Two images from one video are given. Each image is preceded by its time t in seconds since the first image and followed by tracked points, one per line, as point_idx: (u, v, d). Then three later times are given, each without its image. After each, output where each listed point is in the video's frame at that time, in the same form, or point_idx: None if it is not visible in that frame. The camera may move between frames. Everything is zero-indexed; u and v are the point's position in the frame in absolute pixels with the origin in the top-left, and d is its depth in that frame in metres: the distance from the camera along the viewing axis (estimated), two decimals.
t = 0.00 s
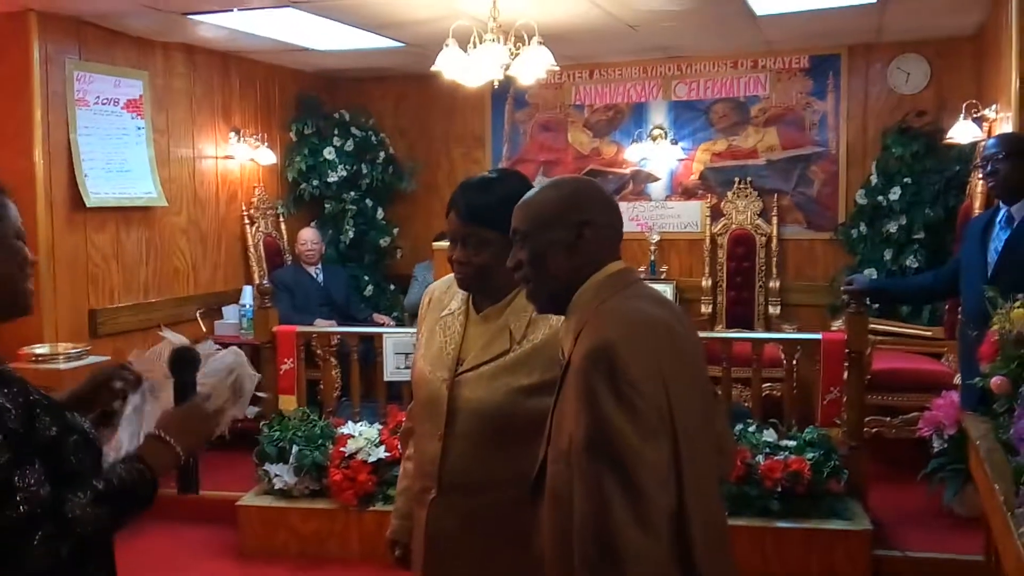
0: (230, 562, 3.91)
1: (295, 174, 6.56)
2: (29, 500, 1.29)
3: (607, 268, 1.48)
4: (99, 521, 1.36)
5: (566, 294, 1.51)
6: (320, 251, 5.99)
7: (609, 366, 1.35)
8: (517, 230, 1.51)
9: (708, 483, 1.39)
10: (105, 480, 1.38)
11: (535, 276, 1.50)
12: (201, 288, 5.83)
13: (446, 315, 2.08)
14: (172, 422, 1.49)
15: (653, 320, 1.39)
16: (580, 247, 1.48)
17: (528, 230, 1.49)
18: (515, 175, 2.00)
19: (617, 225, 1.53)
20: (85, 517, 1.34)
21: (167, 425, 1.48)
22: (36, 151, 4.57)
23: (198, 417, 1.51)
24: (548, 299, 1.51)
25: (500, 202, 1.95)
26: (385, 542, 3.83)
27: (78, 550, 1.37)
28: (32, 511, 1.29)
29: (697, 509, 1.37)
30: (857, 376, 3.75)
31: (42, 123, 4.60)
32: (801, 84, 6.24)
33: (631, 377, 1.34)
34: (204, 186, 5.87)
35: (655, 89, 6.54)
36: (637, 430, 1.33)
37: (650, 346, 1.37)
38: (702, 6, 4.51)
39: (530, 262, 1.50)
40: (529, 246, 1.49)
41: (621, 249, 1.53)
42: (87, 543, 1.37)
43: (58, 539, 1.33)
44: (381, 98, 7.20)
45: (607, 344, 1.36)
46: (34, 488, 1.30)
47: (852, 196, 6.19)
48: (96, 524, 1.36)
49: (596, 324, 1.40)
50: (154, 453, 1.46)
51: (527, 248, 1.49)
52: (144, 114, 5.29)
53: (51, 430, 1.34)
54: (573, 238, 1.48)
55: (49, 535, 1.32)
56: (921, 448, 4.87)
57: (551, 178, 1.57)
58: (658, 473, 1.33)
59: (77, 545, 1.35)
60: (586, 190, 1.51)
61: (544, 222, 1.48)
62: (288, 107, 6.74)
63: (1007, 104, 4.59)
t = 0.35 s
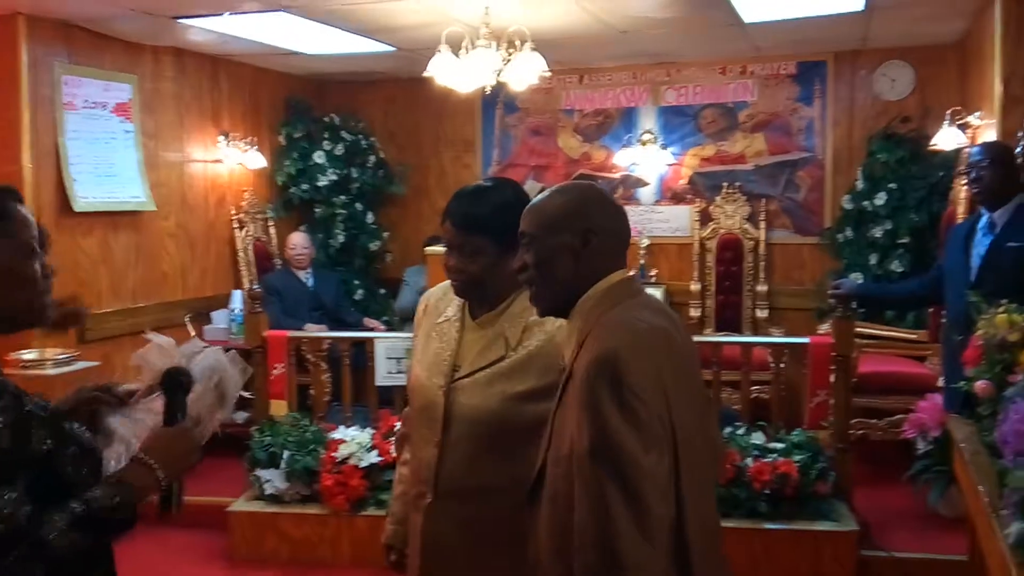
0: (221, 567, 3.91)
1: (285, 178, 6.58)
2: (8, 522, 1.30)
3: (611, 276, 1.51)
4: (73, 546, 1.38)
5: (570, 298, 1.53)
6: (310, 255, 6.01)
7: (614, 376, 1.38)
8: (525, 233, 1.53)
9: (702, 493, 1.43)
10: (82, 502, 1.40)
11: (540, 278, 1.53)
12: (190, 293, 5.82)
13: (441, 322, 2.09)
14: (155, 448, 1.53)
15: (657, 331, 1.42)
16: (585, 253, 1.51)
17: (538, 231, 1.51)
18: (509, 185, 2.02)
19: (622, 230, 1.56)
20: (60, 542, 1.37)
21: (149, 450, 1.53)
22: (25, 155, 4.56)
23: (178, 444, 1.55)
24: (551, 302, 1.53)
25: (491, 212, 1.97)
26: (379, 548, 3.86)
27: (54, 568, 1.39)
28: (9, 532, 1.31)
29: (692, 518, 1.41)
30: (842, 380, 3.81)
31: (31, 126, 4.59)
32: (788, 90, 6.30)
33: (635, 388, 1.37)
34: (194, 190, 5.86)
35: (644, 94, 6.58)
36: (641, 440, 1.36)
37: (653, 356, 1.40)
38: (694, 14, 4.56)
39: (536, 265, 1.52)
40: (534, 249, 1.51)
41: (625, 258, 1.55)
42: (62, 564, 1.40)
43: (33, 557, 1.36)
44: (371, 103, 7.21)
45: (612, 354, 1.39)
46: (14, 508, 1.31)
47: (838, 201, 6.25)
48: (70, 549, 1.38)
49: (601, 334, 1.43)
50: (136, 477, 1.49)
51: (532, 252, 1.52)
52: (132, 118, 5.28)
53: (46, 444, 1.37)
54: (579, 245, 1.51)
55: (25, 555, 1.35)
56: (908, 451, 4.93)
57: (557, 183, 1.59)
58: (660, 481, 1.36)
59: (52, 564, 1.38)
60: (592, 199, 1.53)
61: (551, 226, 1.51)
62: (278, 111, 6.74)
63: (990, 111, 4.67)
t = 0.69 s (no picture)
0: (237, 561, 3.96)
1: (292, 181, 6.63)
2: (12, 533, 1.24)
3: (615, 279, 1.53)
4: (73, 559, 1.30)
5: (573, 296, 1.55)
6: (318, 255, 6.01)
7: (617, 390, 1.38)
8: (528, 225, 1.56)
9: (710, 503, 1.42)
10: (83, 514, 1.32)
11: (540, 271, 1.55)
12: (205, 295, 5.88)
13: (449, 319, 2.12)
14: (147, 454, 1.41)
15: (662, 342, 1.42)
16: (588, 252, 1.53)
17: (540, 224, 1.54)
18: (512, 186, 2.04)
19: (628, 229, 1.56)
20: (62, 557, 1.28)
21: (142, 457, 1.40)
22: (43, 163, 4.63)
23: (174, 445, 1.43)
24: (552, 294, 1.55)
25: (493, 212, 1.99)
26: (389, 541, 3.88)
27: None
28: (10, 545, 1.24)
29: (697, 532, 1.39)
30: (850, 375, 3.77)
31: (48, 134, 4.66)
32: (793, 84, 6.26)
33: (638, 401, 1.37)
34: (205, 194, 5.92)
35: (648, 91, 6.56)
36: (644, 454, 1.36)
37: (657, 368, 1.40)
38: (689, 10, 4.54)
39: (537, 260, 1.55)
40: (536, 241, 1.54)
41: (630, 258, 1.57)
42: None
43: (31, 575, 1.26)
44: (376, 104, 7.24)
45: (615, 366, 1.39)
46: (20, 521, 1.25)
47: (845, 195, 6.20)
48: (70, 564, 1.29)
49: (605, 344, 1.43)
50: (134, 487, 1.38)
51: (535, 244, 1.54)
52: (146, 125, 5.34)
53: (58, 457, 1.31)
54: (584, 243, 1.53)
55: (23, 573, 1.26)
56: (916, 446, 4.90)
57: (564, 178, 1.61)
58: (663, 495, 1.36)
59: None
60: (597, 196, 1.54)
61: (553, 221, 1.53)
62: (284, 114, 6.79)
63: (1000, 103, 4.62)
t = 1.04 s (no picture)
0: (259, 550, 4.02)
1: (324, 176, 6.70)
2: (51, 513, 1.30)
3: (629, 286, 1.55)
4: (108, 525, 1.37)
5: (588, 299, 1.57)
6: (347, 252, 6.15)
7: (630, 405, 1.39)
8: (545, 227, 1.58)
9: (716, 505, 1.48)
10: (110, 481, 1.37)
11: (555, 276, 1.57)
12: (235, 286, 5.97)
13: (471, 317, 2.14)
14: (158, 409, 1.45)
15: (676, 356, 1.44)
16: (606, 258, 1.55)
17: (558, 228, 1.55)
18: (539, 187, 2.07)
19: (647, 234, 1.58)
20: (97, 525, 1.35)
21: (155, 413, 1.44)
22: (81, 154, 4.75)
23: (180, 389, 1.46)
24: (567, 299, 1.58)
25: (518, 212, 2.01)
26: (410, 534, 3.93)
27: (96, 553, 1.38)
28: (49, 523, 1.30)
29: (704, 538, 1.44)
30: (874, 385, 3.77)
31: (87, 126, 4.78)
32: (825, 88, 6.20)
33: (652, 417, 1.39)
34: (239, 188, 6.02)
35: (678, 93, 6.54)
36: (655, 471, 1.38)
37: (669, 384, 1.41)
38: (718, 13, 4.52)
39: (554, 262, 1.56)
40: (554, 244, 1.55)
41: (646, 264, 1.59)
42: (103, 544, 1.38)
43: (71, 545, 1.34)
44: (407, 102, 7.30)
45: (629, 382, 1.40)
46: (55, 499, 1.31)
47: (877, 202, 6.13)
48: (108, 529, 1.37)
49: (619, 358, 1.44)
50: (155, 446, 1.42)
51: (552, 248, 1.56)
52: (182, 119, 5.45)
53: (82, 441, 1.35)
54: (603, 249, 1.54)
55: (64, 543, 1.33)
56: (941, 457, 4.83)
57: (582, 179, 1.62)
58: (673, 510, 1.39)
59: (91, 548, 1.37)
60: (616, 202, 1.55)
61: (572, 226, 1.54)
62: (317, 111, 6.87)
63: None
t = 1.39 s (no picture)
0: (290, 559, 4.09)
1: (349, 188, 6.81)
2: (101, 525, 1.32)
3: (660, 296, 1.59)
4: (158, 532, 1.40)
5: (621, 309, 1.62)
6: (373, 261, 6.17)
7: (665, 410, 1.43)
8: (577, 238, 1.62)
9: (745, 510, 1.52)
10: (157, 488, 1.41)
11: (589, 285, 1.62)
12: (263, 298, 6.06)
13: (500, 325, 2.20)
14: (197, 417, 1.51)
15: (706, 362, 1.49)
16: (638, 269, 1.59)
17: (590, 240, 1.60)
18: (564, 198, 2.12)
19: (677, 244, 1.62)
20: (147, 531, 1.38)
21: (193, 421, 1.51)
22: (111, 170, 4.85)
23: (215, 395, 1.53)
24: (601, 307, 1.62)
25: (544, 223, 2.07)
26: (440, 541, 3.98)
27: (151, 560, 1.40)
28: (101, 534, 1.33)
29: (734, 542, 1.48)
30: (901, 388, 3.75)
31: (117, 142, 4.88)
32: (847, 92, 6.21)
33: (685, 421, 1.43)
34: (266, 202, 6.12)
35: (700, 99, 6.56)
36: (689, 473, 1.42)
37: (701, 390, 1.45)
38: (740, 20, 4.55)
39: (586, 272, 1.61)
40: (589, 254, 1.60)
41: (676, 274, 1.63)
42: (155, 552, 1.40)
43: (125, 553, 1.36)
44: (430, 114, 7.38)
45: (662, 386, 1.44)
46: (105, 510, 1.33)
47: (900, 205, 6.12)
48: (157, 536, 1.40)
49: (653, 364, 1.48)
50: (197, 451, 1.49)
51: (587, 258, 1.61)
52: (210, 134, 5.55)
53: (125, 455, 1.37)
54: (635, 261, 1.59)
55: (118, 552, 1.35)
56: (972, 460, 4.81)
57: (612, 191, 1.67)
58: (707, 513, 1.42)
59: (145, 556, 1.39)
60: (647, 214, 1.59)
61: (604, 238, 1.59)
62: (342, 123, 6.97)
63: None
